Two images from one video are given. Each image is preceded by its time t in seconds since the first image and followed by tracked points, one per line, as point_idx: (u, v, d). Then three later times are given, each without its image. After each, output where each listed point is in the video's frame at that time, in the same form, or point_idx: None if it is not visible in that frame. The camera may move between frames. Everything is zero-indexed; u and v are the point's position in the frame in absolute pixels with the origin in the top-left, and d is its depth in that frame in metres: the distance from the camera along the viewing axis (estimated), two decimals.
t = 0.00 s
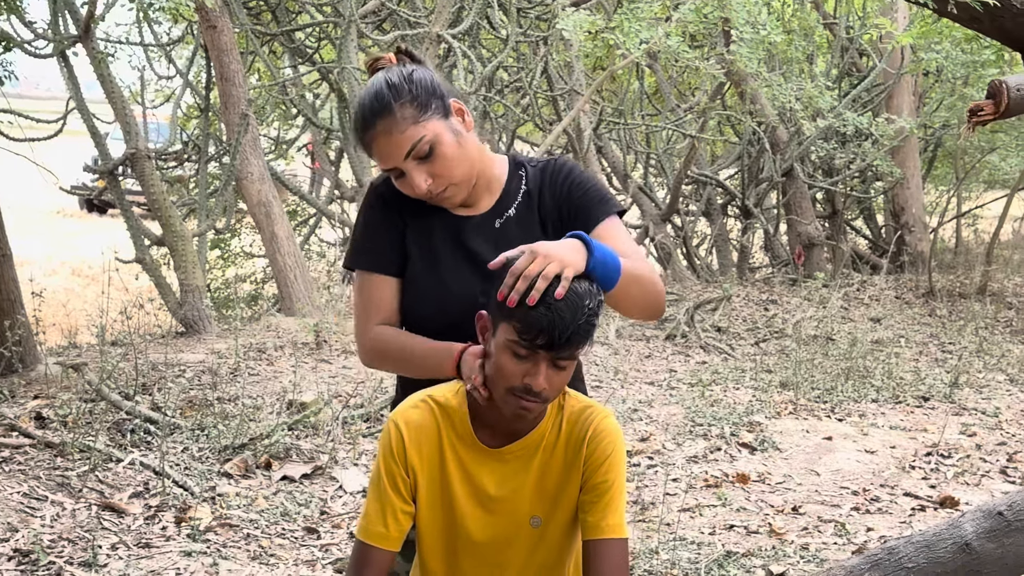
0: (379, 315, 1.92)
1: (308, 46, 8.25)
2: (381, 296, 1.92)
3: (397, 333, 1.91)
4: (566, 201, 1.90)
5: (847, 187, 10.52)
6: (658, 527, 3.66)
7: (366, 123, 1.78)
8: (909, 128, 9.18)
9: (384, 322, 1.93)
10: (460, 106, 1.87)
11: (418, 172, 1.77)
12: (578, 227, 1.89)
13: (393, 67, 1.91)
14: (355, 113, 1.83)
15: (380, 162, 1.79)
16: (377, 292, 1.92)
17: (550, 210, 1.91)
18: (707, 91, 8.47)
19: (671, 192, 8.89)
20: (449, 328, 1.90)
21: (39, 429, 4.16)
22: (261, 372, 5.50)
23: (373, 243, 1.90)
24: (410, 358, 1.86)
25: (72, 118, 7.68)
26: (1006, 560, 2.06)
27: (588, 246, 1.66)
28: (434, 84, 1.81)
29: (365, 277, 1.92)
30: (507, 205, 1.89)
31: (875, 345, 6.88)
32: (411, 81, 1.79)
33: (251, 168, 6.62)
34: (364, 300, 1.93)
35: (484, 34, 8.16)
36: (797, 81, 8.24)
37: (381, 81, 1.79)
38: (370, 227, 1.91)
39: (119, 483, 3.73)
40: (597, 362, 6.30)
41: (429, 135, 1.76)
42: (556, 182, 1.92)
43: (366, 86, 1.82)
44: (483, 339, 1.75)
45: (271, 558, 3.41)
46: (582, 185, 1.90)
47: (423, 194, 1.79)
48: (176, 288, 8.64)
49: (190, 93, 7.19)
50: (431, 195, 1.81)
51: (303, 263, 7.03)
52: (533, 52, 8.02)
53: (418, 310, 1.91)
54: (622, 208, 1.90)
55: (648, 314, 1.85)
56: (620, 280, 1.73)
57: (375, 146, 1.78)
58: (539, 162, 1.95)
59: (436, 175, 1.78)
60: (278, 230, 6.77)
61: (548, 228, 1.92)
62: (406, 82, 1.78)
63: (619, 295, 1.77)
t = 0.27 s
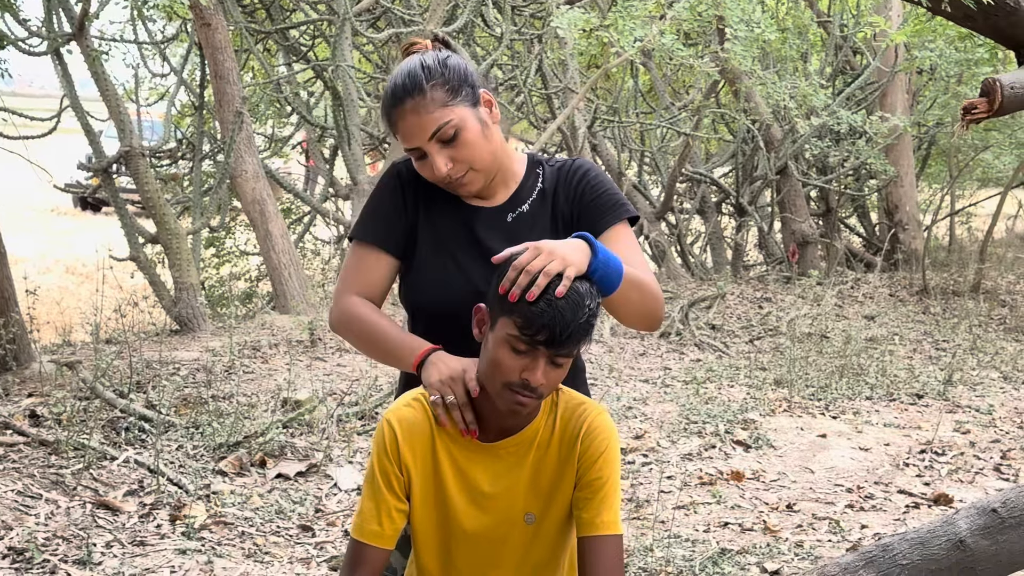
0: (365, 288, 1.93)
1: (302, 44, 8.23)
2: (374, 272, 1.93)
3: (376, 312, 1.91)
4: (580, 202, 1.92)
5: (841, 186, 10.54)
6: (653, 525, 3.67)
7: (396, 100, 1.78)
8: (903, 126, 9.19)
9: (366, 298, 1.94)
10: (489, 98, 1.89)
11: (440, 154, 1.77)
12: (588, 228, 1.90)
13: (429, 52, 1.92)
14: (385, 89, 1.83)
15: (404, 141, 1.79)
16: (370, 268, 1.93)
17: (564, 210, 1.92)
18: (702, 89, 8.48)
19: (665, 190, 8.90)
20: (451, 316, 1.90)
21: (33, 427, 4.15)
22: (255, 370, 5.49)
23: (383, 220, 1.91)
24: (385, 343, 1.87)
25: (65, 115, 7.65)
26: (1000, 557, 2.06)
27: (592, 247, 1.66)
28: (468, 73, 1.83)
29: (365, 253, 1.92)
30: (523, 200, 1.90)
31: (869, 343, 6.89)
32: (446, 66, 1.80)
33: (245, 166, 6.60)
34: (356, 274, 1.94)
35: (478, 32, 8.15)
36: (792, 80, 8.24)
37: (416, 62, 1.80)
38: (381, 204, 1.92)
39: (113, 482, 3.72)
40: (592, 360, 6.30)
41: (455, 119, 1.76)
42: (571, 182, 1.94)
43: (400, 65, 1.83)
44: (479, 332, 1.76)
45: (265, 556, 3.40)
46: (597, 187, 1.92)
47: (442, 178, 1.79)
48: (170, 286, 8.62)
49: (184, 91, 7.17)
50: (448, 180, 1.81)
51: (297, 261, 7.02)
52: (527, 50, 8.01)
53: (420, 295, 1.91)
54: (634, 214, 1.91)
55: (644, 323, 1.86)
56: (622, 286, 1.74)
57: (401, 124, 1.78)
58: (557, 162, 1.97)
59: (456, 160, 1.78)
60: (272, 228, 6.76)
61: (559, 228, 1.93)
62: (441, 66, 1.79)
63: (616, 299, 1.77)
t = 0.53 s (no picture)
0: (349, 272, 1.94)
1: (295, 43, 8.21)
2: (362, 257, 1.93)
3: (350, 296, 1.92)
4: (588, 204, 1.92)
5: (834, 184, 10.57)
6: (647, 523, 3.68)
7: (418, 87, 1.77)
8: (896, 125, 9.22)
9: (347, 281, 1.94)
10: (510, 94, 1.88)
11: (455, 147, 1.76)
12: (594, 230, 1.90)
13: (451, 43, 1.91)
14: (405, 75, 1.81)
15: (421, 129, 1.78)
16: (360, 252, 1.93)
17: (571, 211, 1.92)
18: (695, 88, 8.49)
19: (659, 188, 8.90)
20: (454, 311, 1.90)
21: (26, 426, 4.13)
22: (249, 368, 5.48)
23: (388, 207, 1.91)
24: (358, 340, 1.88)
25: (57, 114, 7.62)
26: (995, 554, 2.04)
27: (595, 252, 1.66)
28: (490, 67, 1.82)
29: (360, 237, 1.92)
30: (531, 199, 1.90)
31: (862, 341, 6.91)
32: (471, 59, 1.79)
33: (238, 164, 6.59)
34: (342, 255, 1.94)
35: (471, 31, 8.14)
36: (785, 78, 8.25)
37: (441, 51, 1.78)
38: (386, 191, 1.92)
39: (107, 480, 3.71)
40: (586, 358, 6.32)
41: (475, 114, 1.75)
42: (581, 184, 1.93)
43: (424, 52, 1.81)
44: (470, 325, 1.75)
45: (260, 554, 3.40)
46: (606, 190, 1.92)
47: (455, 170, 1.78)
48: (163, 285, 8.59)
49: (176, 90, 7.15)
50: (461, 173, 1.80)
51: (290, 260, 7.00)
52: (521, 49, 8.01)
53: (424, 287, 1.91)
54: (640, 221, 1.90)
55: (638, 332, 1.87)
56: (620, 293, 1.74)
57: (420, 112, 1.77)
58: (567, 162, 1.97)
59: (472, 155, 1.77)
60: (265, 227, 6.74)
61: (566, 229, 1.93)
62: (466, 58, 1.78)
63: (611, 307, 1.77)
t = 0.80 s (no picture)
0: (350, 268, 1.95)
1: (287, 42, 8.19)
2: (362, 254, 1.94)
3: (347, 295, 1.92)
4: (595, 206, 1.92)
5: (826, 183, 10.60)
6: (642, 521, 3.68)
7: (436, 88, 1.75)
8: (888, 123, 9.25)
9: (347, 278, 1.95)
10: (524, 98, 1.87)
11: (470, 151, 1.76)
12: (600, 233, 1.90)
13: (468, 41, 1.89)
14: (422, 74, 1.79)
15: (436, 131, 1.77)
16: (360, 250, 1.93)
17: (578, 212, 1.93)
18: (688, 86, 8.50)
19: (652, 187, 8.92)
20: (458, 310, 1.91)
21: (20, 425, 4.12)
22: (243, 368, 5.47)
23: (392, 206, 1.91)
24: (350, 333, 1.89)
25: (49, 112, 7.59)
26: (992, 550, 2.02)
27: (602, 260, 1.68)
28: (509, 72, 1.81)
29: (361, 234, 1.92)
30: (539, 200, 1.90)
31: (855, 339, 6.93)
32: (491, 63, 1.78)
33: (231, 163, 6.57)
34: (341, 252, 1.94)
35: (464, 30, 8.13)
36: (777, 77, 8.26)
37: (461, 53, 1.77)
38: (391, 188, 1.92)
39: (101, 480, 3.70)
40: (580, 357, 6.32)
41: (493, 119, 1.75)
42: (588, 186, 1.93)
43: (442, 52, 1.79)
44: (470, 323, 1.75)
45: (254, 553, 3.39)
46: (614, 193, 1.92)
47: (468, 174, 1.78)
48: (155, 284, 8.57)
49: (169, 89, 7.12)
50: (473, 178, 1.80)
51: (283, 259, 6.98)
52: (514, 47, 8.00)
53: (429, 286, 1.91)
54: (645, 226, 1.91)
55: (636, 341, 1.87)
56: (622, 303, 1.74)
57: (437, 114, 1.76)
58: (574, 163, 1.97)
59: (485, 160, 1.77)
60: (259, 226, 6.72)
61: (573, 230, 1.94)
62: (486, 61, 1.77)
63: (612, 315, 1.78)
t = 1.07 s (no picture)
0: (358, 271, 1.93)
1: (279, 42, 8.17)
2: (372, 257, 1.92)
3: (357, 299, 1.90)
4: (602, 211, 1.93)
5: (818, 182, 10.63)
6: (637, 520, 3.69)
7: (453, 89, 1.75)
8: (880, 123, 9.28)
9: (355, 282, 1.93)
10: (537, 104, 1.88)
11: (483, 154, 1.76)
12: (606, 237, 1.91)
13: (483, 41, 1.88)
14: (439, 73, 1.79)
15: (450, 131, 1.77)
16: (369, 253, 1.92)
17: (585, 216, 1.93)
18: (679, 86, 8.51)
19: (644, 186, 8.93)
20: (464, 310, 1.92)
21: (14, 427, 4.10)
22: (237, 368, 5.45)
23: (398, 205, 1.90)
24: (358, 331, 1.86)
25: (40, 113, 7.55)
26: (988, 547, 2.03)
27: (607, 265, 1.68)
28: (525, 76, 1.82)
29: (369, 236, 1.91)
30: (546, 202, 1.90)
31: (848, 338, 6.96)
32: (509, 66, 1.78)
33: (224, 164, 6.55)
34: (350, 257, 1.92)
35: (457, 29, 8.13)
36: (769, 76, 8.28)
37: (479, 56, 1.77)
38: (398, 188, 1.92)
39: (95, 481, 3.68)
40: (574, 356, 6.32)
41: (508, 123, 1.75)
42: (596, 190, 1.94)
43: (461, 52, 1.79)
44: (474, 323, 1.75)
45: (250, 554, 3.39)
46: (621, 198, 1.93)
47: (479, 176, 1.78)
48: (148, 285, 8.53)
49: (161, 89, 7.10)
50: (483, 180, 1.80)
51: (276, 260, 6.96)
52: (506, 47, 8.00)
53: (434, 286, 1.92)
54: (650, 233, 1.92)
55: (634, 349, 1.87)
56: (622, 312, 1.75)
57: (452, 114, 1.76)
58: (583, 166, 1.97)
59: (498, 163, 1.78)
60: (251, 227, 6.71)
61: (579, 234, 1.94)
62: (504, 65, 1.78)
63: (611, 325, 1.78)
